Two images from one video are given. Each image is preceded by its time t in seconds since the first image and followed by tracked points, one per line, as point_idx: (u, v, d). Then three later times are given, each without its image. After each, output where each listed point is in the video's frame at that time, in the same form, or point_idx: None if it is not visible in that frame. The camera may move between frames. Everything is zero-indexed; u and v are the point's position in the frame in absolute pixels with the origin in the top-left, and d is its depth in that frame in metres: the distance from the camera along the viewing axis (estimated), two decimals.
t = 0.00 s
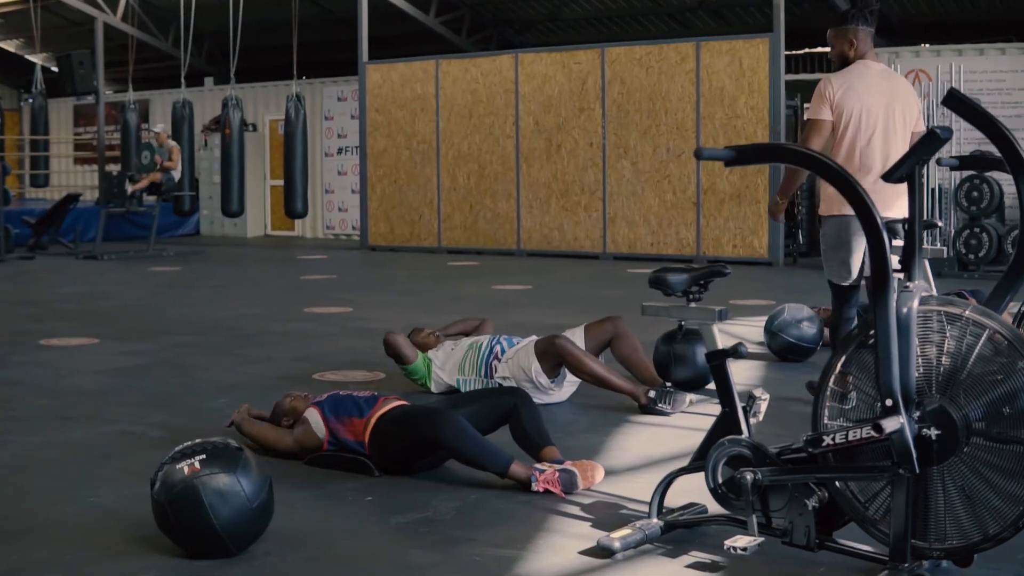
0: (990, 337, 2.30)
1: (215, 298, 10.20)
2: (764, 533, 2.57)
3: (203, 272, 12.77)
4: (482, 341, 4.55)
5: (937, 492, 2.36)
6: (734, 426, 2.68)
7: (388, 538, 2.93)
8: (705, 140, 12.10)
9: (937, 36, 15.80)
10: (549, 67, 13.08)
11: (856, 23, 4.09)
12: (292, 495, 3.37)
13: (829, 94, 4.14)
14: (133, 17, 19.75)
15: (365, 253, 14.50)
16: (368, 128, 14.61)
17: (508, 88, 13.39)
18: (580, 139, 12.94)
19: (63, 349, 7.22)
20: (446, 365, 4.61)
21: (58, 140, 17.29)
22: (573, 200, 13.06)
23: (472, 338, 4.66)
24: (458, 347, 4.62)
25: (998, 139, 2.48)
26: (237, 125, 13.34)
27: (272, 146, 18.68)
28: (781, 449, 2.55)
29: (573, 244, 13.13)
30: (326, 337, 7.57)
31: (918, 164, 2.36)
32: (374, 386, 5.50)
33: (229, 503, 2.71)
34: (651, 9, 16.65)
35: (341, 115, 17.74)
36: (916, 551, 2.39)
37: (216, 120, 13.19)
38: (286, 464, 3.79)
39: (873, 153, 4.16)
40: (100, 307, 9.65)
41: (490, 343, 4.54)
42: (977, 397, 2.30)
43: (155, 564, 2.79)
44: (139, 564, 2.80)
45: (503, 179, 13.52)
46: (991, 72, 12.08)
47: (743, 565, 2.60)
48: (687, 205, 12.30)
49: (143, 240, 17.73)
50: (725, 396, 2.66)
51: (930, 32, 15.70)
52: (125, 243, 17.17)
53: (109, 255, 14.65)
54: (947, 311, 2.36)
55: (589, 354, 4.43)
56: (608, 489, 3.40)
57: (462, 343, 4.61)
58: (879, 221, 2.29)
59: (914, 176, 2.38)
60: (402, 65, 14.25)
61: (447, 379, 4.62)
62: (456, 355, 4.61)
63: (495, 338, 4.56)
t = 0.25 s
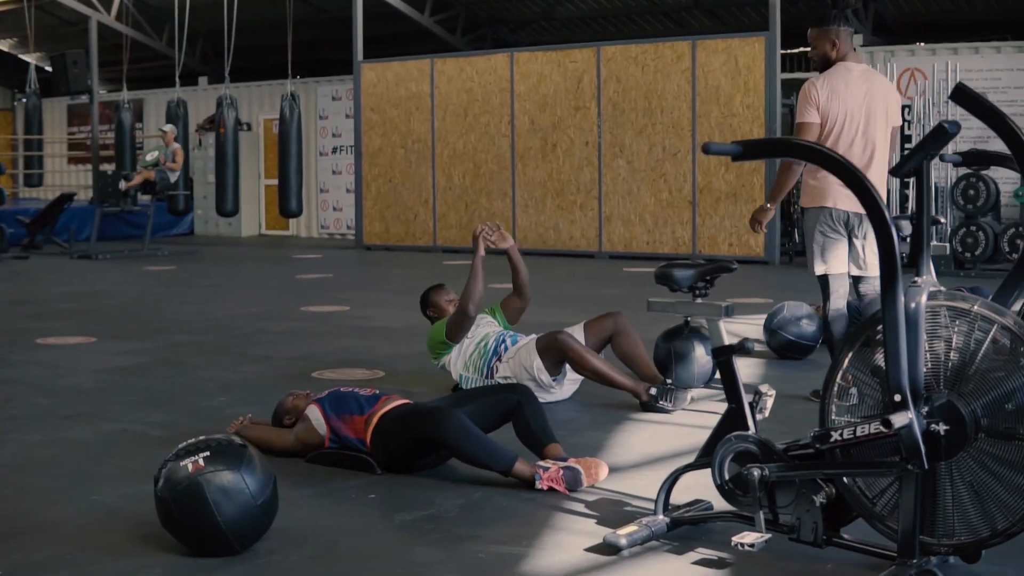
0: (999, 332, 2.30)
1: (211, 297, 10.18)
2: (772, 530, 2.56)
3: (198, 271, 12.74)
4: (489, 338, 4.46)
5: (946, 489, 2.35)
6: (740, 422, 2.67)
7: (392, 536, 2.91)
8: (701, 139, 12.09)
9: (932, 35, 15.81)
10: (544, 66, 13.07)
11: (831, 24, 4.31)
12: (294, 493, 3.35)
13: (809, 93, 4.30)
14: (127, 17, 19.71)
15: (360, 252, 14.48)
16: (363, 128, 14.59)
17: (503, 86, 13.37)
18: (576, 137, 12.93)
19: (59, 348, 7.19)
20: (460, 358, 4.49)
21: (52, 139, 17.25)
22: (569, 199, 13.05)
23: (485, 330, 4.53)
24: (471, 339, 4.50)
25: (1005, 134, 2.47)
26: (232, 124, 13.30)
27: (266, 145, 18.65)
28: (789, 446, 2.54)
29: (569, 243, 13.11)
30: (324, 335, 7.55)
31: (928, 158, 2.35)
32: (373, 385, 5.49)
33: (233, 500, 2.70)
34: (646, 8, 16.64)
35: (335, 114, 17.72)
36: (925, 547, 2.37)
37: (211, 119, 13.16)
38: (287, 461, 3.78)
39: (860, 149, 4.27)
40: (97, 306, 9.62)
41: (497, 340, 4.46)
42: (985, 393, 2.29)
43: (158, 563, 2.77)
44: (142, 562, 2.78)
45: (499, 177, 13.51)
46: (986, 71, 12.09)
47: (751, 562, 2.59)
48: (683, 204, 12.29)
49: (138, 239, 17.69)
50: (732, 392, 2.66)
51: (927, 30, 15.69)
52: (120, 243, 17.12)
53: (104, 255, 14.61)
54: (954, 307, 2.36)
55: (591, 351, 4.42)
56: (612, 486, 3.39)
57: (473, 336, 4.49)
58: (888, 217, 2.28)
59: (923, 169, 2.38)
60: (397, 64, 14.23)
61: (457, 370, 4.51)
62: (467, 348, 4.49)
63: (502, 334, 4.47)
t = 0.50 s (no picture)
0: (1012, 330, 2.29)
1: (212, 296, 10.17)
2: (784, 528, 2.55)
3: (198, 270, 12.73)
4: (521, 331, 4.44)
5: (958, 487, 2.34)
6: (751, 421, 2.67)
7: (401, 536, 2.91)
8: (702, 138, 12.08)
9: (933, 34, 15.79)
10: (545, 65, 13.06)
11: (820, 25, 4.41)
12: (301, 493, 3.34)
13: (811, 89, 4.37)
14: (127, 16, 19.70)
15: (360, 252, 14.46)
16: (363, 127, 14.57)
17: (503, 86, 13.36)
18: (577, 137, 12.92)
19: (61, 347, 7.18)
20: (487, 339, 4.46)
21: (51, 139, 17.23)
22: (570, 198, 13.03)
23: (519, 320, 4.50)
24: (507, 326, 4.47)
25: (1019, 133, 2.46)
26: (232, 124, 13.29)
27: (265, 145, 18.63)
28: (800, 444, 2.53)
29: (569, 242, 13.09)
30: (326, 335, 7.54)
31: (941, 156, 2.34)
32: (377, 384, 5.47)
33: (242, 500, 2.69)
34: (646, 8, 16.63)
35: (335, 114, 17.71)
36: (937, 546, 2.36)
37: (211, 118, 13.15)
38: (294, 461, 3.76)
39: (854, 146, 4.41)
40: (98, 306, 9.61)
41: (527, 337, 4.44)
42: (998, 390, 2.28)
43: (166, 562, 2.76)
44: (149, 562, 2.77)
45: (499, 177, 13.50)
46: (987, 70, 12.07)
47: (762, 561, 2.58)
48: (684, 203, 12.28)
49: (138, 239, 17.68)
50: (744, 390, 2.66)
51: (927, 30, 15.68)
52: (120, 242, 17.10)
53: (104, 254, 14.60)
54: (967, 305, 2.35)
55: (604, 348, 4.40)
56: (620, 485, 3.39)
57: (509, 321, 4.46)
58: (901, 214, 2.26)
59: (935, 167, 2.37)
60: (397, 63, 14.21)
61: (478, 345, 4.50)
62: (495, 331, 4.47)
63: (534, 332, 4.47)
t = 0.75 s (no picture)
0: (1016, 328, 2.28)
1: (208, 296, 10.14)
2: (787, 528, 2.54)
3: (192, 270, 12.70)
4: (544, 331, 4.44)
5: (962, 486, 2.33)
6: (755, 420, 2.67)
7: (403, 535, 2.89)
8: (697, 137, 12.07)
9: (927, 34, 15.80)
10: (540, 64, 13.06)
11: (806, 32, 4.53)
12: (303, 492, 3.33)
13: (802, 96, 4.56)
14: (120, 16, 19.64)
15: (354, 251, 14.43)
16: (357, 127, 14.54)
17: (498, 85, 13.35)
18: (571, 136, 12.91)
19: (56, 347, 7.15)
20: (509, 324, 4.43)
21: (43, 139, 17.19)
22: (564, 198, 13.01)
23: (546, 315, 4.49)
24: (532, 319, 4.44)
25: (1023, 130, 2.46)
26: (226, 123, 13.26)
27: (259, 144, 18.60)
28: (803, 443, 2.53)
29: (564, 242, 13.08)
30: (324, 334, 7.52)
31: (945, 154, 2.34)
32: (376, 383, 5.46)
33: (243, 500, 2.68)
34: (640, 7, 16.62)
35: (329, 113, 17.68)
36: (942, 545, 2.35)
37: (205, 118, 13.12)
38: (295, 460, 3.75)
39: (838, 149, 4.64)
40: (93, 305, 9.58)
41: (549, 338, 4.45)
42: (1003, 389, 2.28)
43: (167, 562, 2.75)
44: (151, 562, 2.76)
45: (493, 176, 13.48)
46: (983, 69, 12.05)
47: (766, 561, 2.57)
48: (679, 203, 12.28)
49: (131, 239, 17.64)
50: (748, 388, 2.65)
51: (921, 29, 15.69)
52: (113, 242, 17.06)
53: (98, 254, 14.56)
54: (973, 303, 2.34)
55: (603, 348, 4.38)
56: (621, 484, 3.38)
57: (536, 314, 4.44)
58: (907, 212, 2.25)
59: (940, 164, 2.36)
60: (391, 62, 14.19)
61: (498, 328, 4.48)
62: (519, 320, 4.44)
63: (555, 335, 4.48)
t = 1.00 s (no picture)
0: (1009, 327, 2.29)
1: (192, 296, 10.09)
2: (780, 527, 2.54)
3: (175, 270, 12.64)
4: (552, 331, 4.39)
5: (955, 485, 2.33)
6: (747, 419, 2.67)
7: (394, 536, 2.87)
8: (680, 137, 12.09)
9: (909, 35, 15.86)
10: (522, 64, 13.04)
11: (777, 31, 4.74)
12: (292, 493, 3.31)
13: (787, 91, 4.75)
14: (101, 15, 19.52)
15: (337, 252, 14.39)
16: (340, 127, 14.49)
17: (480, 85, 13.33)
18: (554, 136, 12.90)
19: (39, 348, 7.10)
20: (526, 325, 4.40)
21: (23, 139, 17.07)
22: (547, 198, 13.00)
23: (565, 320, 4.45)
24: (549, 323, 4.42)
25: (1014, 129, 2.46)
26: (208, 124, 13.19)
27: (241, 145, 18.52)
28: (796, 442, 2.53)
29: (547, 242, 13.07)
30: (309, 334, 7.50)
31: (937, 154, 2.34)
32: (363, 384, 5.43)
33: (234, 501, 2.66)
34: (622, 7, 16.62)
35: (311, 114, 17.62)
36: (934, 544, 2.35)
37: (186, 118, 13.05)
38: (283, 461, 3.72)
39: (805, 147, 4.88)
40: (76, 306, 9.52)
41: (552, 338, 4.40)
42: (997, 387, 2.28)
43: (156, 564, 2.73)
44: (139, 564, 2.73)
45: (476, 176, 13.47)
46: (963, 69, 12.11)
47: (758, 560, 2.57)
48: (662, 203, 12.29)
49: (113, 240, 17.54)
50: (739, 387, 2.65)
51: (902, 30, 15.77)
52: (94, 243, 16.95)
53: (80, 255, 14.47)
54: (966, 302, 2.34)
55: (595, 350, 4.32)
56: (611, 484, 3.38)
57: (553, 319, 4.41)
58: (899, 210, 2.26)
59: (932, 164, 2.36)
60: (374, 62, 14.15)
61: (513, 327, 4.44)
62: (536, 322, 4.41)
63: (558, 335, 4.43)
